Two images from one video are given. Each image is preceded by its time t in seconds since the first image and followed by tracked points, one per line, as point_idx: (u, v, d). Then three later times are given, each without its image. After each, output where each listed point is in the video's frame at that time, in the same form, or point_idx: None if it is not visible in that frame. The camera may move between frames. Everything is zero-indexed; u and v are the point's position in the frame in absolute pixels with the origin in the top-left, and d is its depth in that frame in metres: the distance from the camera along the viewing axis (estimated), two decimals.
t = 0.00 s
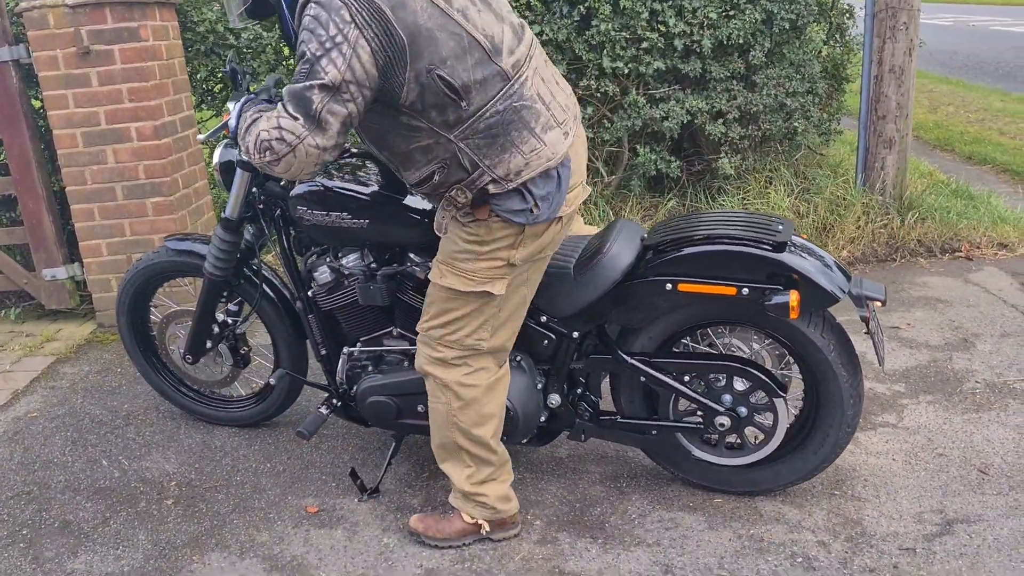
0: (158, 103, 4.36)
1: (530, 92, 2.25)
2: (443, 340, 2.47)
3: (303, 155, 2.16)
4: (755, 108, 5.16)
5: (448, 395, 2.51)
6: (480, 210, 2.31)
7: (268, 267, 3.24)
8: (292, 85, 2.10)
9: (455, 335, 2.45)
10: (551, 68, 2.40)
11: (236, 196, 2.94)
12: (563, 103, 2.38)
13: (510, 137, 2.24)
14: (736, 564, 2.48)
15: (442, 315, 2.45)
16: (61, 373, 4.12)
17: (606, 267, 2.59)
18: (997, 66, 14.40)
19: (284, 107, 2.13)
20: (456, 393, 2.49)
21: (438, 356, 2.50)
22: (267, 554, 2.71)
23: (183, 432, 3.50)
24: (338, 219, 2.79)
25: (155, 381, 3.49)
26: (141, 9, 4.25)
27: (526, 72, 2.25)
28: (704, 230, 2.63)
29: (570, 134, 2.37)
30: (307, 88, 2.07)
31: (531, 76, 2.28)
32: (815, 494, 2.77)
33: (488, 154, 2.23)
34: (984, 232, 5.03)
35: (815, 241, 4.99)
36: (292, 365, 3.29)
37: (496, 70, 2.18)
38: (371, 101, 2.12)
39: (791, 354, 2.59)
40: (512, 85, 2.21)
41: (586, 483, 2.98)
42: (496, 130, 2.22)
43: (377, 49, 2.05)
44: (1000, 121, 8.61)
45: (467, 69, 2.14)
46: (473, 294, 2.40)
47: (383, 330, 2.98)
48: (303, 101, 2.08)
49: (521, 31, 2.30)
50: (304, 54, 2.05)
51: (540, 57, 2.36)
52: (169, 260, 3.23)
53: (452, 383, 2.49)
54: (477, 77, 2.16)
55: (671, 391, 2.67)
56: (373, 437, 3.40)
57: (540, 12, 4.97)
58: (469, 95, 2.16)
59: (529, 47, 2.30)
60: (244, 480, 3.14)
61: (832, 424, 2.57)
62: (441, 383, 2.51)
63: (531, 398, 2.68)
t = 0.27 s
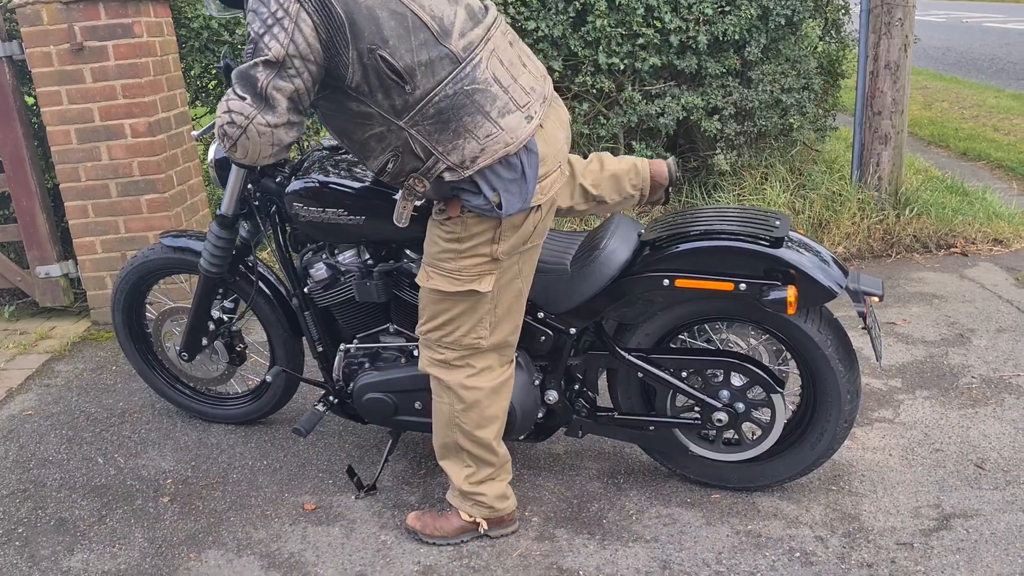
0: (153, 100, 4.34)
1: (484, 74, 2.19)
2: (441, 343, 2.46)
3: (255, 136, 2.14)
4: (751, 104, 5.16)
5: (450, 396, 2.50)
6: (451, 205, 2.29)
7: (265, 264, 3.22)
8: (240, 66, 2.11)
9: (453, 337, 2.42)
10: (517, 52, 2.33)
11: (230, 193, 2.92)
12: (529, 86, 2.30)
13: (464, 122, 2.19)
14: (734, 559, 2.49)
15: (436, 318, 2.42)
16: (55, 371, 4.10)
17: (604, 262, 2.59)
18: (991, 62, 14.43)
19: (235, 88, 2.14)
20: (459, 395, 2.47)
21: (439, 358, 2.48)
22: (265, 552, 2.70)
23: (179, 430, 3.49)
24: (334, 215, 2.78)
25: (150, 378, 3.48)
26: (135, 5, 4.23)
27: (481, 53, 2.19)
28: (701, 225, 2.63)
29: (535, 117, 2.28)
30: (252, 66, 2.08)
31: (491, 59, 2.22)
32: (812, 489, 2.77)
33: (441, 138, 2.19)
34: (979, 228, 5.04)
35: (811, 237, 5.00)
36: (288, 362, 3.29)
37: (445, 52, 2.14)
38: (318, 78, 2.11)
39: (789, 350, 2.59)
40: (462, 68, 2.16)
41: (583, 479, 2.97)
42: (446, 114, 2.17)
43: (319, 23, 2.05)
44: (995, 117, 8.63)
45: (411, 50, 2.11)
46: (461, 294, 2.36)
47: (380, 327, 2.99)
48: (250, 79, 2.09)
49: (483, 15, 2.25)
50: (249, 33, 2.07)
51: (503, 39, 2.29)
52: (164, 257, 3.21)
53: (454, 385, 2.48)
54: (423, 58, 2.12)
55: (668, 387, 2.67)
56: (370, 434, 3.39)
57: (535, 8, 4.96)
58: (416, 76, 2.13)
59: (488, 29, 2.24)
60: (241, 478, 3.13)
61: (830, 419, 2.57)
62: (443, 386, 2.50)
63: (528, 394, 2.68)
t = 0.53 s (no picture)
0: (147, 95, 4.31)
1: (418, 62, 2.13)
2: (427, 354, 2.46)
3: (209, 106, 2.10)
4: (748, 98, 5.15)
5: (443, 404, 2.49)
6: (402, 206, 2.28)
7: (261, 259, 3.20)
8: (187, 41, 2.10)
9: (436, 346, 2.42)
10: (467, 41, 2.25)
11: (226, 188, 2.90)
12: (475, 76, 2.23)
13: (396, 109, 2.15)
14: (734, 552, 2.48)
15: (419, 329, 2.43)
16: (51, 368, 4.08)
17: (604, 257, 2.59)
18: (987, 55, 14.44)
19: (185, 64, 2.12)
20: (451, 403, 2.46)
21: (430, 369, 2.48)
22: (263, 548, 2.69)
23: (176, 426, 3.47)
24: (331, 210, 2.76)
25: (146, 374, 3.46)
26: None
27: (418, 39, 2.13)
28: (700, 218, 2.62)
29: (477, 107, 2.20)
30: (199, 38, 2.06)
31: (434, 45, 2.16)
32: (811, 482, 2.77)
33: (374, 124, 2.15)
34: (976, 221, 5.04)
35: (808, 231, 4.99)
36: (284, 359, 3.27)
37: (378, 36, 2.09)
38: (265, 46, 2.09)
39: (788, 343, 2.59)
40: (395, 53, 2.11)
41: (582, 474, 2.97)
42: (376, 100, 2.13)
43: None
44: (991, 111, 8.63)
45: (341, 30, 2.07)
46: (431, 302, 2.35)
47: (378, 322, 2.97)
48: (196, 51, 2.07)
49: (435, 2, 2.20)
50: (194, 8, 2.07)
51: (450, 25, 2.22)
52: (159, 253, 3.19)
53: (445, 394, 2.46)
54: (353, 38, 2.08)
55: (668, 381, 2.66)
56: (368, 429, 3.38)
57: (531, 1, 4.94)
58: (346, 57, 2.09)
59: (432, 17, 2.17)
60: (238, 474, 3.12)
61: (830, 413, 2.56)
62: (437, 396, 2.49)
63: (527, 389, 2.67)
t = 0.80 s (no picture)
0: (141, 93, 4.29)
1: (353, 48, 2.05)
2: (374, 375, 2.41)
3: (173, 84, 2.14)
4: (744, 95, 5.15)
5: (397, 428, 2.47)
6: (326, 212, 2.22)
7: (256, 258, 3.18)
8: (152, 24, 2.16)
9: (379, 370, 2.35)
10: (422, 36, 2.12)
11: (220, 187, 2.89)
12: (418, 72, 2.10)
13: (320, 93, 2.09)
14: (732, 550, 2.48)
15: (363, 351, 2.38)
16: (46, 368, 4.06)
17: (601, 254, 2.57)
18: (981, 52, 14.47)
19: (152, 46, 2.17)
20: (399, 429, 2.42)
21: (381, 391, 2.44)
22: (259, 548, 2.68)
23: (171, 426, 3.46)
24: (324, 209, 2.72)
25: (141, 374, 3.45)
26: None
27: (358, 26, 2.05)
28: (697, 215, 2.61)
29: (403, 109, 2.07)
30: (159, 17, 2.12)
31: (376, 36, 2.06)
32: (809, 479, 2.76)
33: (298, 107, 2.12)
34: (972, 217, 5.04)
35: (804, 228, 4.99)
36: (280, 359, 3.25)
37: (315, 19, 2.04)
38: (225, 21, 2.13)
39: (785, 340, 2.58)
40: (328, 36, 2.05)
41: (579, 472, 2.96)
42: (301, 81, 2.09)
43: None
44: (986, 107, 8.65)
45: (278, 7, 2.05)
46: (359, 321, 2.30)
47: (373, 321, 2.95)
48: (156, 30, 2.12)
49: None
50: None
51: (401, 16, 2.11)
52: (153, 252, 3.18)
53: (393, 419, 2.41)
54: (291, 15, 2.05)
55: (665, 379, 2.65)
56: (365, 428, 3.37)
57: None
58: (280, 31, 2.07)
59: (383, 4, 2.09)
60: (234, 474, 3.10)
61: (827, 410, 2.56)
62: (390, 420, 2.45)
63: (522, 387, 2.68)
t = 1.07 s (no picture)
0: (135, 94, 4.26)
1: (280, 123, 1.90)
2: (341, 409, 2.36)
3: (105, 123, 2.12)
4: (740, 94, 5.15)
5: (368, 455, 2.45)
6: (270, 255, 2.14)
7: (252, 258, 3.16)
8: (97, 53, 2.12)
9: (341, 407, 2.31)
10: (358, 121, 1.92)
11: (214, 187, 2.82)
12: (339, 162, 1.91)
13: (249, 158, 1.97)
14: (730, 551, 2.47)
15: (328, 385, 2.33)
16: (40, 370, 4.04)
17: (597, 255, 2.55)
18: (976, 50, 14.50)
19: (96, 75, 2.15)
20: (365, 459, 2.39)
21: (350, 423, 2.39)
22: (256, 550, 2.66)
23: (167, 428, 3.44)
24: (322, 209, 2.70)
25: (136, 375, 3.43)
26: None
27: (290, 99, 1.88)
28: (694, 215, 2.60)
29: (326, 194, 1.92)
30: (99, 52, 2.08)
31: (305, 117, 1.89)
32: (807, 479, 2.76)
33: (230, 164, 2.02)
34: (968, 216, 5.04)
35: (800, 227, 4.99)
36: (276, 360, 3.25)
37: (246, 85, 1.90)
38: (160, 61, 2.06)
39: (783, 340, 2.58)
40: (258, 105, 1.90)
41: (576, 472, 2.95)
42: (234, 143, 1.97)
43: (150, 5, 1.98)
44: (981, 106, 8.66)
45: (212, 66, 1.92)
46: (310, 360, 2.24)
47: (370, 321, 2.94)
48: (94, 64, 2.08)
49: (338, 63, 1.90)
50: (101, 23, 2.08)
51: (338, 96, 1.90)
52: (149, 253, 3.17)
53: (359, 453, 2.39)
54: (223, 80, 1.92)
55: (663, 379, 2.64)
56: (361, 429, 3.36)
57: None
58: (214, 91, 1.95)
59: (321, 79, 1.89)
60: (230, 476, 3.09)
61: (825, 410, 2.56)
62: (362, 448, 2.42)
63: (520, 388, 2.67)
